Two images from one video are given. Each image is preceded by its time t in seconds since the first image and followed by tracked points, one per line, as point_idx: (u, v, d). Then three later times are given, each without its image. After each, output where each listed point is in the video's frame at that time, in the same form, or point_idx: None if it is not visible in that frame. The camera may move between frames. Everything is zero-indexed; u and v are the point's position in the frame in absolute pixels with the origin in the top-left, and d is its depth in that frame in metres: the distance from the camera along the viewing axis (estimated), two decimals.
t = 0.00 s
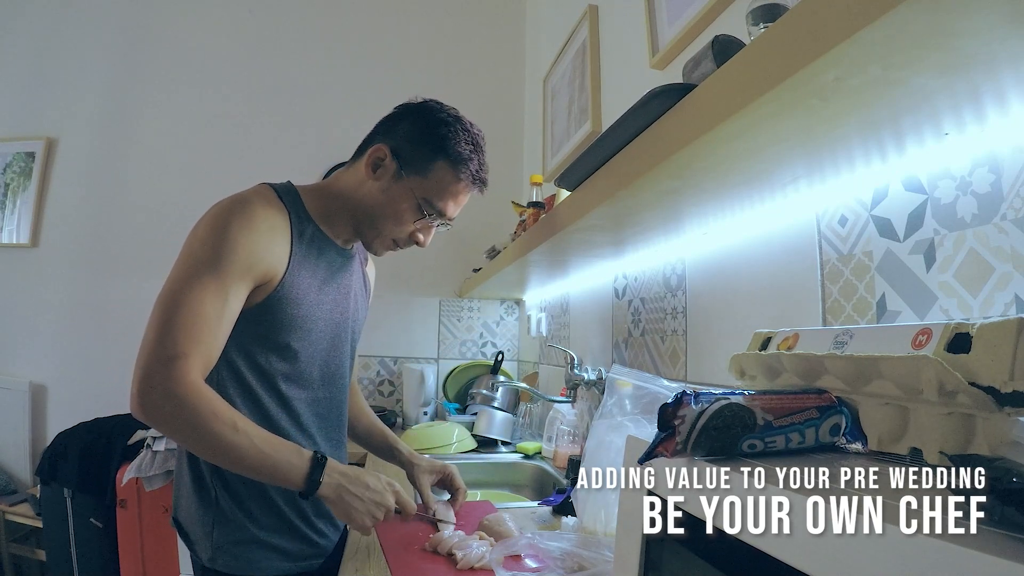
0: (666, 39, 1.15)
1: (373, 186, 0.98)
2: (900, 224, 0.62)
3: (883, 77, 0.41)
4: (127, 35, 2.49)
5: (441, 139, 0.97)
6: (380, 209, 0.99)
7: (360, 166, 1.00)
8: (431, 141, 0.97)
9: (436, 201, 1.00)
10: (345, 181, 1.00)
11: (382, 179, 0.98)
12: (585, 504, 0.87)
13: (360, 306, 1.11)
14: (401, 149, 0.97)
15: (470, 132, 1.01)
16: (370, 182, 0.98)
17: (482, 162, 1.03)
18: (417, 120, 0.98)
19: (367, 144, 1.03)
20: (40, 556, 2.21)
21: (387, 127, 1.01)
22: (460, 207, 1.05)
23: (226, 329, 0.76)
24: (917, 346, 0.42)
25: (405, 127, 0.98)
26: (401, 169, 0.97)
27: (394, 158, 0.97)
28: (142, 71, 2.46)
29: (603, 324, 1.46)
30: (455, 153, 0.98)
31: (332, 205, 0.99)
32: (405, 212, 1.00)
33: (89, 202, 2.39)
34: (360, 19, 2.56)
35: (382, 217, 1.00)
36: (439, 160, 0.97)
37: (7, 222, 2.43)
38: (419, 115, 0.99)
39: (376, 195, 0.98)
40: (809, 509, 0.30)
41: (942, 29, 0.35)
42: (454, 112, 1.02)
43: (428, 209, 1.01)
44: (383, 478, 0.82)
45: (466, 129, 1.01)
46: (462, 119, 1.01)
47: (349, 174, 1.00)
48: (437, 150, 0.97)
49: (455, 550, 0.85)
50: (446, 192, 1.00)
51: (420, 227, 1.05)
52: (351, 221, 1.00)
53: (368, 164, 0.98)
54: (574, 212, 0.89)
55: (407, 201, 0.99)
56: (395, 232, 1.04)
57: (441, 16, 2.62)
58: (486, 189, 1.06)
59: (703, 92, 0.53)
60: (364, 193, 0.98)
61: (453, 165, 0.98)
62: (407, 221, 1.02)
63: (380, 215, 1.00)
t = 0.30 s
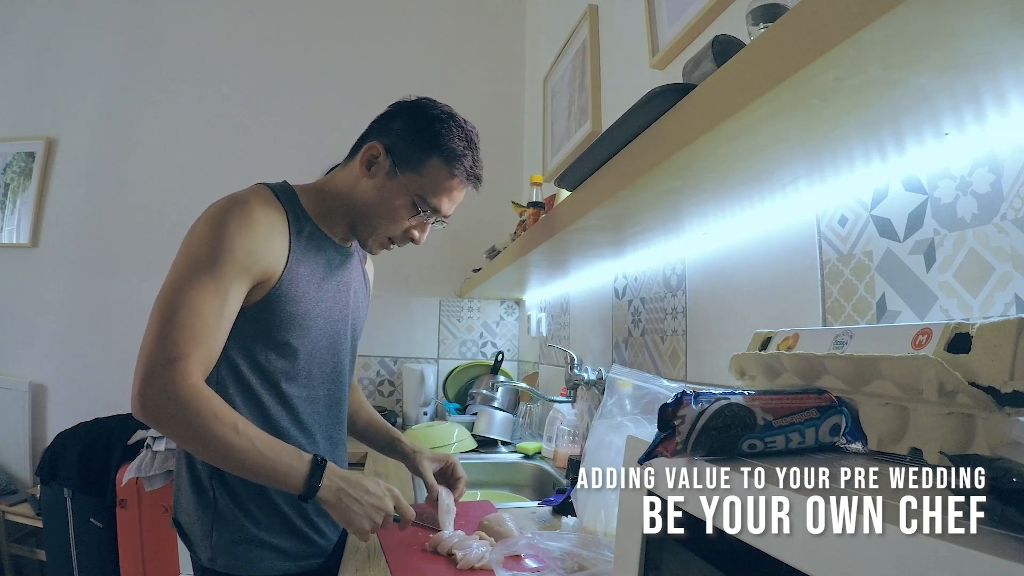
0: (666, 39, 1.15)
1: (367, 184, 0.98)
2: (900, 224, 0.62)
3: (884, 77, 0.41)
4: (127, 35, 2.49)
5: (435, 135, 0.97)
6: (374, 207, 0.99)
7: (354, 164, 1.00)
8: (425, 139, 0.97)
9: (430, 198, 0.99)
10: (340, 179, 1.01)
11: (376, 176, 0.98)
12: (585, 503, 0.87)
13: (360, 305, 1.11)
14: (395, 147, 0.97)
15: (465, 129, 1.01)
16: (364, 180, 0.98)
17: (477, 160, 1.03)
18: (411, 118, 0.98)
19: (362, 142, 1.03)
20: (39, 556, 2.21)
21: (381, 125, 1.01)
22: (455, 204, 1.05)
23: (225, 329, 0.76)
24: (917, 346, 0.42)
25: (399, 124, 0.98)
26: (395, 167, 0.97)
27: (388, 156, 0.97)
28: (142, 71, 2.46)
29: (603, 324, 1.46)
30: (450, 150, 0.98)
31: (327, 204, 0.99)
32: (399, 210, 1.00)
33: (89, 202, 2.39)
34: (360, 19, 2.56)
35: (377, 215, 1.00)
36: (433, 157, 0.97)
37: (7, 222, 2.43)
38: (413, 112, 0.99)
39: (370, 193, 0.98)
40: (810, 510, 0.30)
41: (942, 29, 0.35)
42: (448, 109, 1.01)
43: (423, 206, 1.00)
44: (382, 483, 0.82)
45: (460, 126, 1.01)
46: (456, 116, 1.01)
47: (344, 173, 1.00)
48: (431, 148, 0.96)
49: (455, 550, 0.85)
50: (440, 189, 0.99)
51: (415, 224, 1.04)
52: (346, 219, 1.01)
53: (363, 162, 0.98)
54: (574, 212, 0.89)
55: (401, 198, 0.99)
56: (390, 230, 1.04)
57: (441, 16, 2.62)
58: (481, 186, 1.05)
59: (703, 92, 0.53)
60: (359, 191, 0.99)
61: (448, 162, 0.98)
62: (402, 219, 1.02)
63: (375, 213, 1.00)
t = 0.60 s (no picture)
0: (666, 39, 1.15)
1: (366, 183, 0.98)
2: (900, 224, 0.62)
3: (884, 77, 0.41)
4: (127, 35, 2.49)
5: (434, 134, 0.97)
6: (374, 206, 0.99)
7: (354, 164, 1.00)
8: (424, 138, 0.97)
9: (429, 198, 0.99)
10: (339, 179, 1.01)
11: (375, 176, 0.98)
12: (585, 503, 0.87)
13: (361, 305, 1.11)
14: (393, 146, 0.97)
15: (464, 128, 1.01)
16: (363, 179, 0.98)
17: (476, 159, 1.03)
18: (410, 118, 0.98)
19: (360, 142, 1.04)
20: (40, 556, 2.21)
21: (381, 125, 1.01)
22: (454, 203, 1.05)
23: (226, 328, 0.76)
24: (917, 346, 0.42)
25: (398, 124, 0.98)
26: (394, 166, 0.97)
27: (387, 155, 0.97)
28: (142, 70, 2.46)
29: (603, 325, 1.46)
30: (449, 149, 0.98)
31: (326, 203, 0.99)
32: (399, 209, 1.00)
33: (89, 202, 2.39)
34: (360, 19, 2.56)
35: (377, 215, 1.00)
36: (432, 156, 0.97)
37: (7, 222, 2.43)
38: (412, 112, 0.99)
39: (369, 192, 0.98)
40: (809, 509, 0.30)
41: (942, 29, 0.35)
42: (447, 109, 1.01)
43: (422, 205, 1.00)
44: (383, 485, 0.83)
45: (459, 125, 1.01)
46: (455, 115, 1.01)
47: (343, 172, 1.00)
48: (429, 147, 0.96)
49: (455, 550, 0.85)
50: (439, 188, 0.99)
51: (414, 223, 1.04)
52: (345, 218, 1.01)
53: (362, 161, 0.98)
54: (574, 212, 0.89)
55: (400, 198, 0.99)
56: (389, 229, 1.03)
57: (441, 16, 2.62)
58: (480, 186, 1.05)
59: (704, 92, 0.53)
60: (358, 190, 0.99)
61: (447, 162, 0.98)
62: (401, 218, 1.02)
63: (374, 212, 1.00)
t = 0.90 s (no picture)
0: (666, 39, 1.15)
1: (357, 157, 1.01)
2: (900, 224, 0.62)
3: (884, 77, 0.41)
4: (128, 35, 2.49)
5: (420, 105, 0.99)
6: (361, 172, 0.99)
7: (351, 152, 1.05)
8: (409, 110, 0.99)
9: (414, 153, 0.97)
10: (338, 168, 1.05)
11: (364, 148, 1.00)
12: (585, 504, 0.87)
13: (362, 304, 1.11)
14: (381, 123, 1.01)
15: (457, 110, 1.02)
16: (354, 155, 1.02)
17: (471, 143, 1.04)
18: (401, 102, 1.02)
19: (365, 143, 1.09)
20: (40, 556, 2.21)
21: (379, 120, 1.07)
22: (447, 172, 1.02)
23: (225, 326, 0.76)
24: (918, 346, 0.42)
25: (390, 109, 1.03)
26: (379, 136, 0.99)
27: (374, 130, 1.01)
28: (142, 70, 2.46)
29: (603, 324, 1.46)
30: (438, 121, 0.98)
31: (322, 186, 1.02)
32: (384, 174, 0.97)
33: (89, 202, 2.39)
34: (360, 19, 2.56)
35: (364, 185, 0.98)
36: (417, 121, 0.97)
37: (7, 222, 2.43)
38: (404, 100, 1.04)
39: (358, 162, 1.00)
40: (810, 511, 0.30)
41: (942, 30, 0.35)
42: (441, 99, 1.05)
43: (409, 163, 0.97)
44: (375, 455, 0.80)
45: (453, 109, 1.03)
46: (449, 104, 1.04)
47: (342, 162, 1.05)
48: (416, 115, 0.98)
49: (455, 550, 0.85)
50: (425, 147, 0.97)
51: (405, 194, 0.98)
52: (339, 195, 1.01)
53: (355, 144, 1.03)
54: (574, 212, 0.89)
55: (386, 159, 0.97)
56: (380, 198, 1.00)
57: (441, 16, 2.62)
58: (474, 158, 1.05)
59: (704, 91, 0.53)
60: (349, 166, 1.01)
61: (432, 127, 0.98)
62: (388, 185, 0.97)
63: (362, 178, 0.98)
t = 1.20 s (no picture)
0: (666, 39, 1.15)
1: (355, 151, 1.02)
2: (900, 224, 0.62)
3: (883, 77, 0.41)
4: (128, 35, 2.49)
5: (416, 101, 1.01)
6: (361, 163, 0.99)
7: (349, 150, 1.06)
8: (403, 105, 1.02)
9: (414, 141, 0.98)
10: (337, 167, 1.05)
11: (363, 142, 1.01)
12: (585, 504, 0.87)
13: (361, 303, 1.11)
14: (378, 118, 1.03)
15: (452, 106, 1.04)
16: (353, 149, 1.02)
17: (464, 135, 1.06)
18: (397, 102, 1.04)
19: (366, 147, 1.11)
20: (40, 556, 2.21)
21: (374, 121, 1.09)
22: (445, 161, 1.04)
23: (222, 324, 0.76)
24: (918, 346, 0.42)
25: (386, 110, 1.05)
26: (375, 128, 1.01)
27: (372, 125, 1.02)
28: (142, 70, 2.46)
29: (603, 324, 1.46)
30: (435, 116, 1.01)
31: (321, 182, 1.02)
32: (382, 161, 0.98)
33: (89, 201, 2.39)
34: (360, 19, 2.57)
35: (362, 172, 0.98)
36: (414, 114, 1.00)
37: (7, 222, 2.43)
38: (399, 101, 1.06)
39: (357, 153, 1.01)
40: (810, 511, 0.30)
41: (941, 30, 0.35)
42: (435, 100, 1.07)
43: (409, 152, 0.98)
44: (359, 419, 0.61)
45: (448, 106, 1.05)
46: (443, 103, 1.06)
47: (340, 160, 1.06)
48: (412, 110, 1.00)
49: (455, 551, 0.85)
50: (424, 137, 0.99)
51: (404, 180, 0.98)
52: (339, 188, 1.01)
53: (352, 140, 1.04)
54: (574, 212, 0.89)
55: (385, 148, 0.98)
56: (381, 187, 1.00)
57: (441, 16, 2.62)
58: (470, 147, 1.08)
59: (705, 91, 0.53)
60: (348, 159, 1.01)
61: (426, 118, 1.00)
62: (387, 172, 0.98)
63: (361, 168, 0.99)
